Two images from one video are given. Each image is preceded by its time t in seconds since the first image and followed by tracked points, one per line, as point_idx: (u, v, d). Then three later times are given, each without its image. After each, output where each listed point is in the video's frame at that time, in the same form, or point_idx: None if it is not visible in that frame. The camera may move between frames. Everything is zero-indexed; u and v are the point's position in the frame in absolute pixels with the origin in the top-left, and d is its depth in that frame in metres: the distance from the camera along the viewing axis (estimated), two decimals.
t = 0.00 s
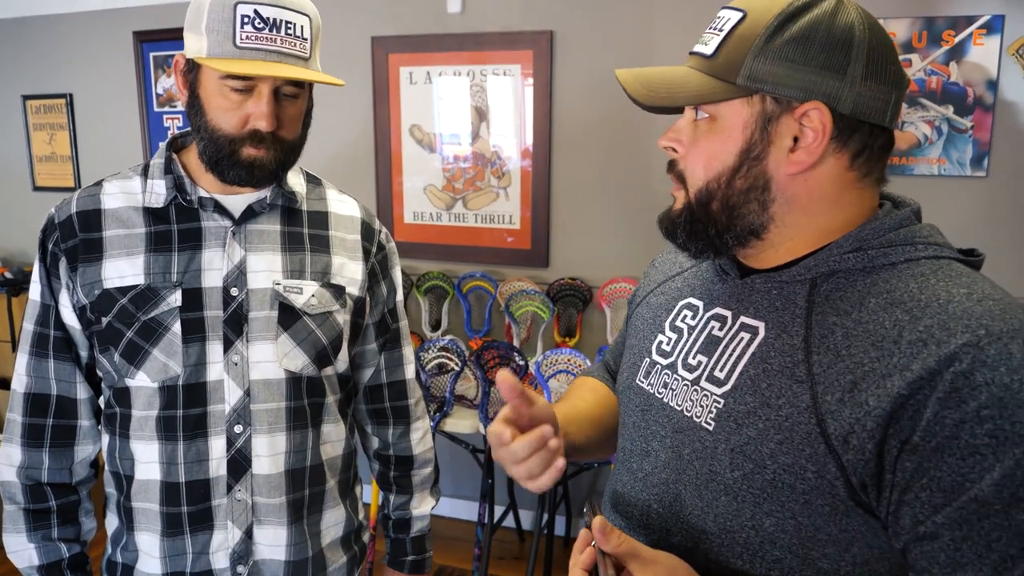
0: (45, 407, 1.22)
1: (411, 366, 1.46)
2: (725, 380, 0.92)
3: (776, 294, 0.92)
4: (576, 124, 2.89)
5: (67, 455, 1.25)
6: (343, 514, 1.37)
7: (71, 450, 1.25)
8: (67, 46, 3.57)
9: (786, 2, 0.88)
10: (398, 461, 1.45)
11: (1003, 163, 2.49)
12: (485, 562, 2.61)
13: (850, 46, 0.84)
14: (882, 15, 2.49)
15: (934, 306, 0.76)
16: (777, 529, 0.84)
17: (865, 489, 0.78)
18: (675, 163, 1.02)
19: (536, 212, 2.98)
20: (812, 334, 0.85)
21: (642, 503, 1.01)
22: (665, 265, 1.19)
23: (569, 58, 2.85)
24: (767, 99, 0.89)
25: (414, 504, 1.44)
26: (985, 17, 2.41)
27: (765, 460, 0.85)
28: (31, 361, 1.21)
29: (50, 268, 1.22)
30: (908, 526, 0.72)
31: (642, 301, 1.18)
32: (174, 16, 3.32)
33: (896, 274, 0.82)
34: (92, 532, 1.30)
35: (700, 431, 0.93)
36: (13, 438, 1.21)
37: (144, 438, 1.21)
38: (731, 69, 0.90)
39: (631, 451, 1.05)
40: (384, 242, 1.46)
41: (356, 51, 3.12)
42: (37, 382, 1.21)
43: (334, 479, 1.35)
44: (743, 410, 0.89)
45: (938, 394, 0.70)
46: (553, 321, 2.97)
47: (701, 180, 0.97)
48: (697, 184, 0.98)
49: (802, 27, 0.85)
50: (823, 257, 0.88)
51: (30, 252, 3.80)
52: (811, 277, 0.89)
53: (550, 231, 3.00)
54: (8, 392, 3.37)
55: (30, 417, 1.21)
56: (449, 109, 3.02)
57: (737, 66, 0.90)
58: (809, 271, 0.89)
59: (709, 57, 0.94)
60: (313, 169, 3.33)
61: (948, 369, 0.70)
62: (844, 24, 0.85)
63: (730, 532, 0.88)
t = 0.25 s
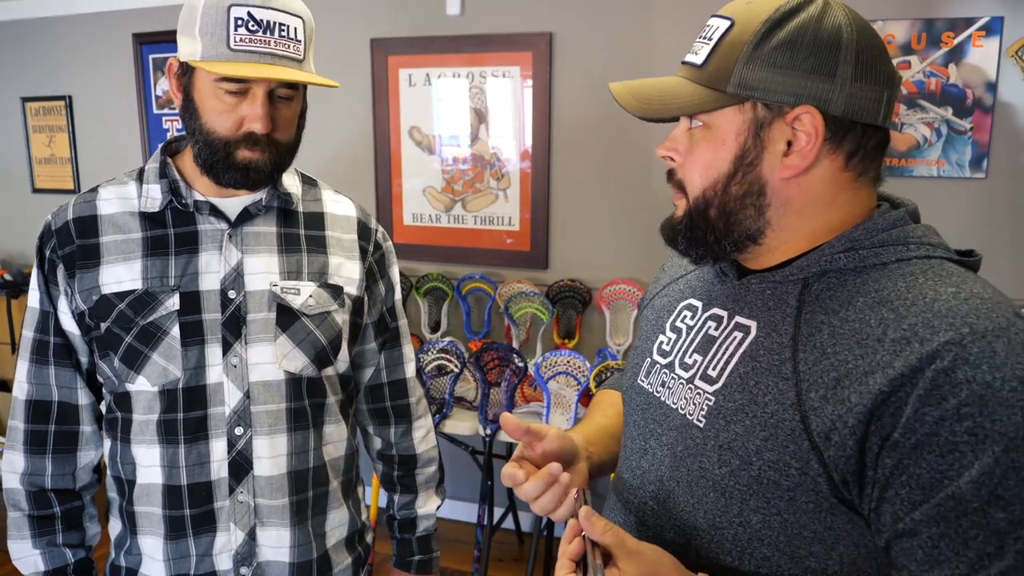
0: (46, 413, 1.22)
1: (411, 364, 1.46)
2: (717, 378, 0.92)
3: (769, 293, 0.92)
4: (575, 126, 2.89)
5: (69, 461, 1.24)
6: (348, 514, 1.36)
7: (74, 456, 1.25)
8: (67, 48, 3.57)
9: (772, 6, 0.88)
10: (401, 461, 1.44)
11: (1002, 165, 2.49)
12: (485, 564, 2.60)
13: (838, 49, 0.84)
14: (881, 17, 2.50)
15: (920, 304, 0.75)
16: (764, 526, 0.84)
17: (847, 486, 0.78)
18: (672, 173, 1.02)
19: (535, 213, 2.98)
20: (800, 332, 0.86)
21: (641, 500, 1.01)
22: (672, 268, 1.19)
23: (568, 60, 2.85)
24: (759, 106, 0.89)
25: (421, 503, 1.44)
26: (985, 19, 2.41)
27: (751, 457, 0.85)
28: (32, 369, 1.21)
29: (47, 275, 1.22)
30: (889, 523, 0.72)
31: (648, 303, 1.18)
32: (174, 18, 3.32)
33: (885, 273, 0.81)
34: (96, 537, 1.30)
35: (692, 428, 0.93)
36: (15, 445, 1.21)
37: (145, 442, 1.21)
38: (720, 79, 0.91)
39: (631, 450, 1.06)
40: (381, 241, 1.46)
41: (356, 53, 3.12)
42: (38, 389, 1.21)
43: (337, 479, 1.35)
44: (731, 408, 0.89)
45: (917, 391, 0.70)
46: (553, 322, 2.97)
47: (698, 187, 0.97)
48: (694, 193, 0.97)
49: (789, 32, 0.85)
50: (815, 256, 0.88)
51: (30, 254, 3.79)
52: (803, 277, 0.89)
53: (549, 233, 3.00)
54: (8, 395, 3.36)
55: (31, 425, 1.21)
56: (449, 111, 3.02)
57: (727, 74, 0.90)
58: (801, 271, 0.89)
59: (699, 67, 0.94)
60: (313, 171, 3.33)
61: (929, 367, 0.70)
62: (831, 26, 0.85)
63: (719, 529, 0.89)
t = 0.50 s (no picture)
0: (51, 414, 1.22)
1: (413, 365, 1.45)
2: (712, 380, 0.93)
3: (765, 295, 0.92)
4: (575, 127, 2.90)
5: (73, 462, 1.25)
6: (348, 514, 1.36)
7: (78, 456, 1.25)
8: (67, 50, 3.57)
9: (774, 6, 0.88)
10: (400, 461, 1.45)
11: (1002, 166, 2.50)
12: (486, 565, 2.61)
13: (839, 50, 0.85)
14: (881, 18, 2.50)
15: (911, 304, 0.76)
16: (758, 528, 0.85)
17: (838, 487, 0.78)
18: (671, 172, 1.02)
19: (535, 215, 2.99)
20: (792, 333, 0.86)
21: (640, 502, 1.02)
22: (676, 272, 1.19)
23: (568, 61, 2.86)
24: (759, 106, 0.89)
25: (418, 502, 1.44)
26: (984, 20, 2.41)
27: (744, 458, 0.86)
28: (36, 370, 1.21)
29: (51, 278, 1.22)
30: (881, 524, 0.72)
31: (652, 305, 1.18)
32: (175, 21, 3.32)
33: (878, 273, 0.82)
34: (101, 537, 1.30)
35: (688, 430, 0.94)
36: (21, 445, 1.22)
37: (150, 444, 1.21)
38: (721, 77, 0.91)
39: (632, 452, 1.06)
40: (383, 241, 1.46)
41: (356, 55, 3.12)
42: (43, 391, 1.21)
43: (339, 480, 1.35)
44: (725, 409, 0.89)
45: (906, 391, 0.70)
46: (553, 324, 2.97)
47: (696, 186, 0.97)
48: (693, 192, 0.98)
49: (791, 33, 0.86)
50: (810, 257, 0.89)
51: (29, 256, 3.80)
52: (797, 278, 0.89)
53: (548, 234, 3.00)
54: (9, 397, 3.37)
55: (36, 427, 1.21)
56: (448, 113, 3.02)
57: (729, 74, 0.90)
58: (796, 272, 0.90)
59: (700, 67, 0.94)
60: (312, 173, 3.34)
61: (918, 367, 0.70)
62: (831, 27, 0.85)
63: (715, 530, 0.89)
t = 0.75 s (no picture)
0: (57, 411, 1.23)
1: (418, 367, 1.46)
2: (713, 387, 0.93)
3: (766, 300, 0.92)
4: (576, 128, 2.90)
5: (79, 458, 1.25)
6: (352, 513, 1.37)
7: (84, 453, 1.26)
8: (68, 51, 3.58)
9: (776, 6, 0.88)
10: (406, 460, 1.45)
11: (1003, 166, 2.50)
12: (487, 565, 2.61)
13: (842, 49, 0.85)
14: (881, 18, 2.51)
15: (913, 311, 0.76)
16: (761, 535, 0.85)
17: (841, 495, 0.78)
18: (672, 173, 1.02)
19: (535, 216, 2.99)
20: (794, 340, 0.86)
21: (641, 507, 1.02)
22: (674, 273, 1.19)
23: (569, 62, 2.86)
24: (762, 108, 0.89)
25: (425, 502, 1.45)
26: (985, 20, 2.42)
27: (747, 466, 0.86)
28: (43, 366, 1.22)
29: (59, 276, 1.23)
30: (883, 532, 0.72)
31: (651, 307, 1.18)
32: (175, 21, 3.33)
33: (879, 278, 0.82)
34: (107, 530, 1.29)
35: (689, 436, 0.94)
36: (28, 441, 1.23)
37: (155, 442, 1.21)
38: (723, 78, 0.91)
39: (633, 456, 1.06)
40: (391, 243, 1.46)
41: (356, 56, 3.13)
42: (50, 387, 1.22)
43: (343, 480, 1.35)
44: (727, 416, 0.89)
45: (909, 400, 0.71)
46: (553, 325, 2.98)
47: (697, 188, 0.97)
48: (695, 194, 0.98)
49: (793, 33, 0.86)
50: (811, 261, 0.89)
51: (30, 257, 3.80)
52: (798, 283, 0.89)
53: (549, 235, 3.01)
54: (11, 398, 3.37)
55: (42, 422, 1.22)
56: (449, 113, 3.03)
57: (732, 75, 0.90)
58: (796, 276, 0.90)
59: (702, 68, 0.94)
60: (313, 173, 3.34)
61: (920, 376, 0.71)
62: (834, 26, 0.86)
63: (717, 537, 0.89)
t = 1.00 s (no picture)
0: (58, 408, 1.23)
1: (422, 364, 1.46)
2: (725, 390, 0.92)
3: (774, 301, 0.92)
4: (577, 127, 2.90)
5: (79, 456, 1.26)
6: (355, 512, 1.37)
7: (85, 451, 1.26)
8: (69, 51, 3.59)
9: (777, 6, 0.88)
10: (411, 459, 1.45)
11: (1005, 165, 2.50)
12: (489, 564, 2.61)
13: (847, 48, 0.85)
14: (882, 17, 2.51)
15: (931, 313, 0.77)
16: (777, 537, 0.85)
17: (864, 497, 0.79)
18: (676, 182, 1.00)
19: (537, 216, 2.99)
20: (809, 343, 0.86)
21: (646, 511, 1.01)
22: (664, 271, 1.19)
23: (569, 61, 2.86)
24: (774, 112, 0.89)
25: (429, 501, 1.45)
26: (986, 19, 2.42)
27: (764, 470, 0.86)
28: (45, 364, 1.22)
29: (63, 273, 1.23)
30: (906, 533, 0.73)
31: (643, 307, 1.17)
32: (176, 21, 3.33)
33: (892, 280, 0.83)
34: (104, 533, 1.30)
35: (700, 440, 0.93)
36: (28, 439, 1.23)
37: (158, 438, 1.22)
38: (732, 84, 0.90)
39: (635, 459, 1.05)
40: (393, 242, 1.46)
41: (357, 55, 3.13)
42: (51, 384, 1.22)
43: (346, 477, 1.35)
44: (742, 420, 0.89)
45: (933, 403, 0.72)
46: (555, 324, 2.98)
47: (709, 199, 0.95)
48: (706, 203, 0.96)
49: (799, 34, 0.86)
50: (820, 262, 0.89)
51: (32, 257, 3.81)
52: (809, 284, 0.89)
53: (550, 234, 3.01)
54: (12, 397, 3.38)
55: (43, 420, 1.23)
56: (450, 113, 3.03)
57: (740, 79, 0.89)
58: (806, 277, 0.90)
59: (705, 73, 0.93)
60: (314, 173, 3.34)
61: (943, 378, 0.72)
62: (837, 23, 0.86)
63: (731, 540, 0.89)
